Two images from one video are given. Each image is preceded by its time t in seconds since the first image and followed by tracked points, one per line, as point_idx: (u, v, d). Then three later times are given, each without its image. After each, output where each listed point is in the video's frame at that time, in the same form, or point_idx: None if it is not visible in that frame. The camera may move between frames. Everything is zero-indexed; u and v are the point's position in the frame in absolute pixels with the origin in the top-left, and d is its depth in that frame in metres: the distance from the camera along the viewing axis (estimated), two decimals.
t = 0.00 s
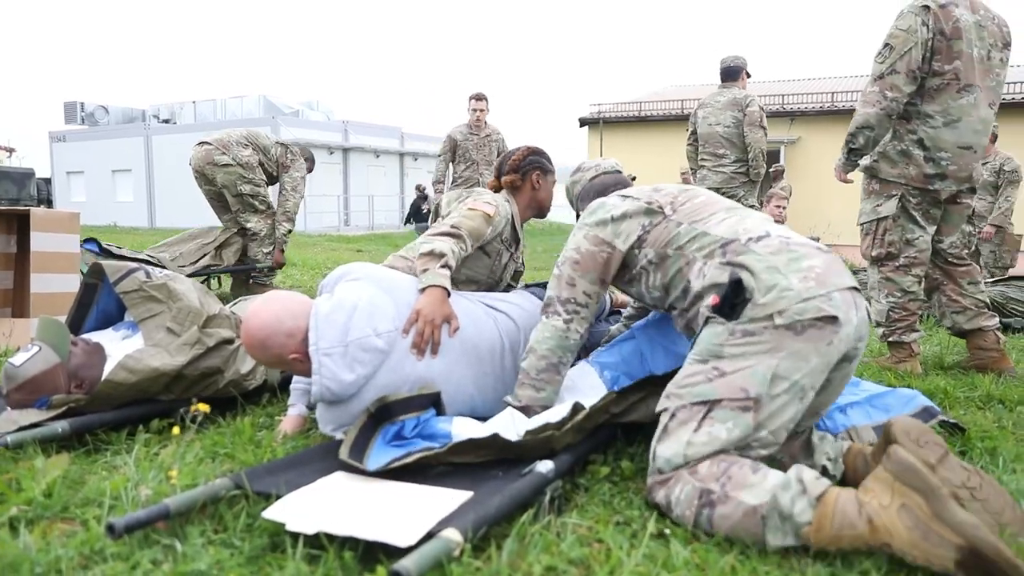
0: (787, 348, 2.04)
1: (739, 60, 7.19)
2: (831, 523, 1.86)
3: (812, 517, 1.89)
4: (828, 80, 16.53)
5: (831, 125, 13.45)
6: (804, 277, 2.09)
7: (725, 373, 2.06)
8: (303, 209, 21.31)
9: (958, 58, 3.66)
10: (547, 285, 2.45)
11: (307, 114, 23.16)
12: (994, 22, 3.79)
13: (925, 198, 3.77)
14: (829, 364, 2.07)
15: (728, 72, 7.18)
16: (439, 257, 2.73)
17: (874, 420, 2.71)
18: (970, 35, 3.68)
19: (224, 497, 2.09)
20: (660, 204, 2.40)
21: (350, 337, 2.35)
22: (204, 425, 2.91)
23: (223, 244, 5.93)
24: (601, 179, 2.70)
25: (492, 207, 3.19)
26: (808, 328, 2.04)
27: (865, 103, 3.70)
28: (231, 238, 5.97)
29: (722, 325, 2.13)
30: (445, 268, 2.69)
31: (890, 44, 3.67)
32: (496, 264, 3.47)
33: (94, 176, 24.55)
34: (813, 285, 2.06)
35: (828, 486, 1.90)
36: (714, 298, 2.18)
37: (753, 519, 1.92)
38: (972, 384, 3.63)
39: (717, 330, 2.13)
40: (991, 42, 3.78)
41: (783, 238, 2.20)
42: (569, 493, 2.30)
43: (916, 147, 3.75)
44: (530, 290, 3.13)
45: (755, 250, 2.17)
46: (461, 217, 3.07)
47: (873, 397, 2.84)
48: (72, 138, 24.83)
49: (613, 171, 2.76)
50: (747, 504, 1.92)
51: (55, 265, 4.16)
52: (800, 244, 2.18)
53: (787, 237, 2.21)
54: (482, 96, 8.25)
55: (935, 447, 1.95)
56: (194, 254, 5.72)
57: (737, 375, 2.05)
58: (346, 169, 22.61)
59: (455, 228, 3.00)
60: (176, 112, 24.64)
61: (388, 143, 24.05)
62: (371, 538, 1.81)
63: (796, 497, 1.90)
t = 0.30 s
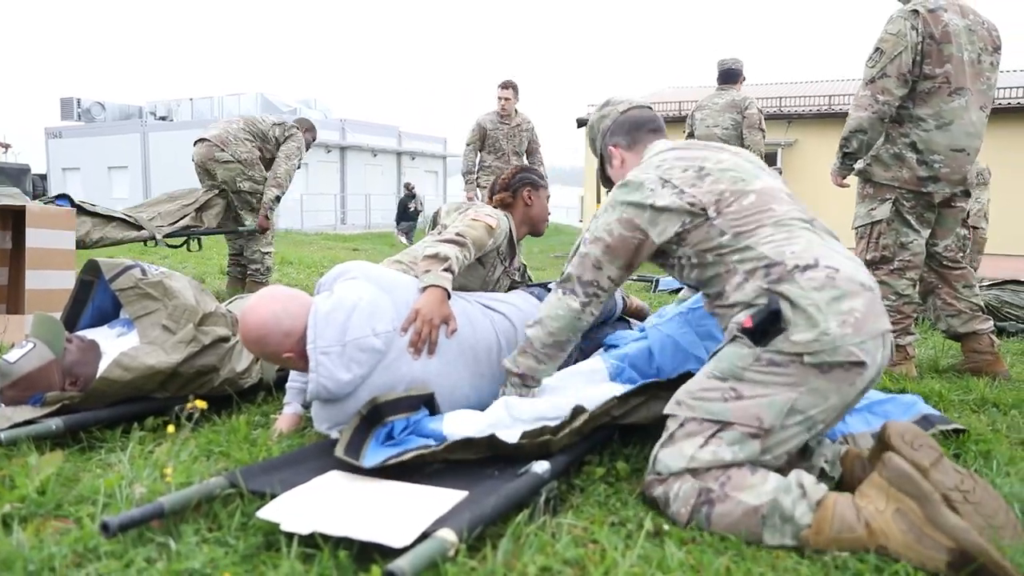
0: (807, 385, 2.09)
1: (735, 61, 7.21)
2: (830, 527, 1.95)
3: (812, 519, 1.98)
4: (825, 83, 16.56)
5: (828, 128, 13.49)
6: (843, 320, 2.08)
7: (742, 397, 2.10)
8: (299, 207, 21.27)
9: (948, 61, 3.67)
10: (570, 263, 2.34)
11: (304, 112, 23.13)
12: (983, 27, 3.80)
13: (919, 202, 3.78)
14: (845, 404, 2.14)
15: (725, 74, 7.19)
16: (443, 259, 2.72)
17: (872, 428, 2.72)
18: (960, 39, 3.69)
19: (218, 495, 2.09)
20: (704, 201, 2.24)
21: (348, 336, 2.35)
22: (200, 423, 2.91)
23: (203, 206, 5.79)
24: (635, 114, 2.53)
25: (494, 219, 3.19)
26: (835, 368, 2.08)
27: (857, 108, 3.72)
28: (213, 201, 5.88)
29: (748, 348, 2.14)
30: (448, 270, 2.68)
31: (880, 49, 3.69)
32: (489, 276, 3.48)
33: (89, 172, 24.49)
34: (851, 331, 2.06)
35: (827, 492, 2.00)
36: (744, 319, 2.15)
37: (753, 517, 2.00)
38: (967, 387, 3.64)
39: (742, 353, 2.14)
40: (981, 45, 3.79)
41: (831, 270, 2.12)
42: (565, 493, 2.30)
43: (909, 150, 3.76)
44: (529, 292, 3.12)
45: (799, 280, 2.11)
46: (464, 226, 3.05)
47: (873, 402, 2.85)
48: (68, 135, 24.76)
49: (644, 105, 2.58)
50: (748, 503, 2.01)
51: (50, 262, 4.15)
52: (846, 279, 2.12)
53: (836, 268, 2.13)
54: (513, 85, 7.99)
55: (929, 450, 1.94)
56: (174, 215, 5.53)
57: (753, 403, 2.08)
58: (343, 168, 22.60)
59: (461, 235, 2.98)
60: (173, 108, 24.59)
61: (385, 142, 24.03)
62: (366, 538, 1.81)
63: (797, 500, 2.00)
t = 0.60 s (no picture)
0: (819, 408, 2.08)
1: (733, 61, 7.21)
2: (829, 529, 1.95)
3: (811, 523, 1.98)
4: (824, 83, 16.55)
5: (827, 128, 13.49)
6: (867, 350, 2.04)
7: (751, 411, 2.08)
8: (298, 206, 21.25)
9: (945, 60, 3.67)
10: (668, 228, 2.11)
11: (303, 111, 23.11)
12: (980, 26, 3.79)
13: (916, 201, 3.78)
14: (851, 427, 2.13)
15: (724, 74, 7.18)
16: (445, 259, 2.68)
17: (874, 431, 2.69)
18: (958, 39, 3.69)
19: (216, 494, 2.08)
20: (763, 189, 2.16)
21: (352, 338, 2.34)
22: (198, 422, 2.90)
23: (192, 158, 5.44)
24: (673, 80, 2.46)
25: (497, 218, 3.18)
26: (848, 394, 2.06)
27: (853, 106, 3.70)
28: (202, 151, 5.55)
29: (764, 363, 2.10)
30: (450, 271, 2.65)
31: (877, 48, 3.69)
32: (493, 275, 3.47)
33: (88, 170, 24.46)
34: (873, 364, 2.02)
35: (827, 494, 2.01)
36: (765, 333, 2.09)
37: (752, 521, 2.01)
38: (965, 387, 3.64)
39: (757, 366, 2.11)
40: (978, 45, 3.78)
41: (868, 294, 2.07)
42: (564, 493, 2.30)
43: (906, 150, 3.77)
44: (531, 291, 3.10)
45: (833, 299, 2.06)
46: (467, 225, 3.04)
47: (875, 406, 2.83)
48: (67, 133, 24.73)
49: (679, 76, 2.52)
50: (747, 507, 2.01)
51: (47, 260, 4.13)
52: (880, 307, 2.07)
53: (872, 293, 2.08)
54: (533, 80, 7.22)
55: (927, 450, 1.94)
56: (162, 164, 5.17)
57: (762, 420, 2.07)
58: (342, 167, 22.59)
59: (463, 234, 2.97)
60: (172, 107, 24.58)
61: (384, 141, 24.02)
62: (365, 538, 1.80)
63: (796, 503, 1.99)
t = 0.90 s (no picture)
0: (830, 445, 2.06)
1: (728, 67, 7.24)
2: (826, 539, 1.94)
3: (806, 533, 1.97)
4: (818, 89, 16.61)
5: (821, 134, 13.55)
6: (891, 398, 2.00)
7: (761, 437, 2.07)
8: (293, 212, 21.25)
9: (935, 67, 3.68)
10: (694, 252, 2.07)
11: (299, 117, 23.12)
12: (969, 34, 3.81)
13: (908, 206, 3.81)
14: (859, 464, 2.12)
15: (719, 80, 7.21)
16: (446, 267, 2.69)
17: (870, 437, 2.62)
18: (949, 46, 3.71)
19: (211, 502, 2.07)
20: (817, 215, 2.07)
21: (357, 350, 2.32)
22: (192, 429, 2.90)
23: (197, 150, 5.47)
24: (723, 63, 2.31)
25: (495, 222, 3.19)
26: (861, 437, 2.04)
27: (845, 112, 3.72)
28: (206, 142, 5.54)
29: (783, 394, 2.08)
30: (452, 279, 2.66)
31: (868, 55, 3.71)
32: (491, 279, 3.48)
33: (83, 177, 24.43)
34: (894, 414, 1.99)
35: (823, 505, 1.99)
36: (788, 364, 2.04)
37: (748, 530, 2.01)
38: (960, 391, 3.65)
39: (776, 397, 2.08)
40: (967, 52, 3.80)
41: (906, 343, 2.02)
42: (560, 499, 2.30)
43: (898, 155, 3.79)
44: (527, 297, 3.09)
45: (869, 343, 2.01)
46: (464, 230, 3.04)
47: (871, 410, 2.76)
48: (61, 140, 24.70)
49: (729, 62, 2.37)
50: (744, 516, 2.01)
51: (41, 267, 4.12)
52: (913, 356, 2.02)
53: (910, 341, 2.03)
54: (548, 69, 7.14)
55: (921, 459, 2.02)
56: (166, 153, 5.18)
57: (772, 448, 2.06)
58: (337, 173, 22.59)
59: (461, 240, 2.96)
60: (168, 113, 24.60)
61: (380, 148, 24.05)
62: (361, 545, 1.80)
63: (792, 513, 1.99)
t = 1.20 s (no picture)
0: (825, 458, 2.07)
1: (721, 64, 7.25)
2: (813, 539, 1.95)
3: (793, 532, 1.98)
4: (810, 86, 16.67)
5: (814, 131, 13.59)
6: (891, 419, 1.99)
7: (755, 444, 2.07)
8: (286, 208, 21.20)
9: (923, 65, 3.69)
10: (753, 177, 1.88)
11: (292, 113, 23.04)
12: (958, 32, 3.83)
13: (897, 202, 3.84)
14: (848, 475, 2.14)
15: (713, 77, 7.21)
16: (443, 264, 2.69)
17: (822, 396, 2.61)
18: (937, 43, 3.72)
19: (201, 498, 2.07)
20: (860, 218, 2.01)
21: (354, 355, 2.33)
22: (183, 425, 2.89)
23: (211, 148, 5.59)
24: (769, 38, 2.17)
25: (479, 201, 3.12)
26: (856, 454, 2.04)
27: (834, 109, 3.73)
28: (220, 143, 5.65)
29: (782, 403, 2.06)
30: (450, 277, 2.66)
31: (857, 52, 3.73)
32: (483, 259, 3.50)
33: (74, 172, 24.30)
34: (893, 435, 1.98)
35: (811, 504, 1.99)
36: (791, 376, 2.02)
37: (737, 527, 2.03)
38: (949, 387, 3.67)
39: (774, 405, 2.06)
40: (956, 51, 3.81)
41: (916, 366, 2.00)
42: (551, 495, 2.30)
43: (885, 152, 3.83)
44: (520, 294, 3.13)
45: (879, 363, 1.99)
46: (451, 216, 2.99)
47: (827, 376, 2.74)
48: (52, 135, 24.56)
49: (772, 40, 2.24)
50: (732, 513, 2.03)
51: (32, 263, 4.09)
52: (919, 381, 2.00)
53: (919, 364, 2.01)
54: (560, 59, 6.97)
55: (907, 457, 2.05)
56: (180, 154, 5.31)
57: (764, 455, 2.06)
58: (330, 169, 22.54)
59: (449, 228, 2.94)
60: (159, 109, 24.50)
61: (373, 144, 24.01)
62: (351, 541, 1.80)
63: (780, 513, 1.99)
